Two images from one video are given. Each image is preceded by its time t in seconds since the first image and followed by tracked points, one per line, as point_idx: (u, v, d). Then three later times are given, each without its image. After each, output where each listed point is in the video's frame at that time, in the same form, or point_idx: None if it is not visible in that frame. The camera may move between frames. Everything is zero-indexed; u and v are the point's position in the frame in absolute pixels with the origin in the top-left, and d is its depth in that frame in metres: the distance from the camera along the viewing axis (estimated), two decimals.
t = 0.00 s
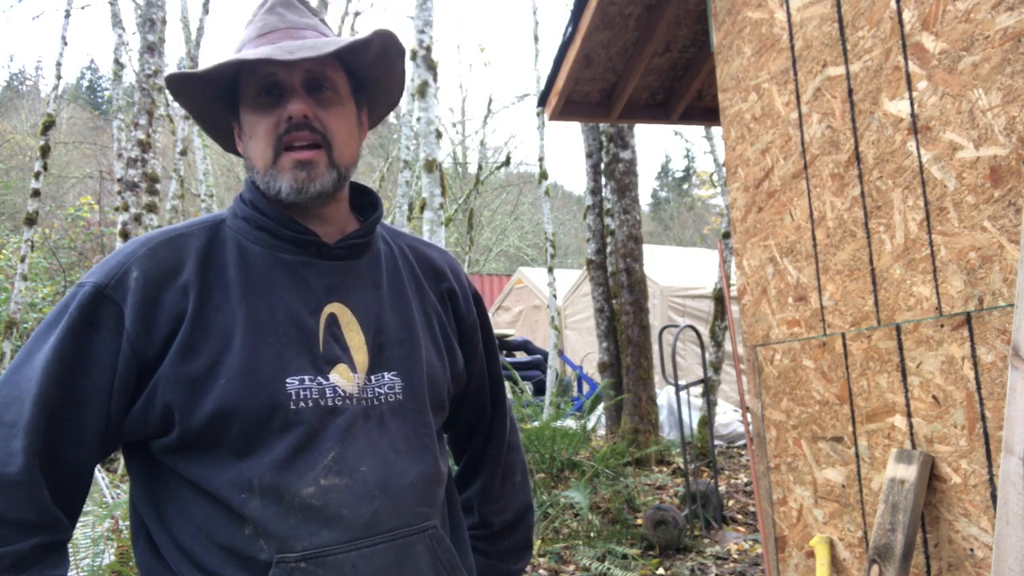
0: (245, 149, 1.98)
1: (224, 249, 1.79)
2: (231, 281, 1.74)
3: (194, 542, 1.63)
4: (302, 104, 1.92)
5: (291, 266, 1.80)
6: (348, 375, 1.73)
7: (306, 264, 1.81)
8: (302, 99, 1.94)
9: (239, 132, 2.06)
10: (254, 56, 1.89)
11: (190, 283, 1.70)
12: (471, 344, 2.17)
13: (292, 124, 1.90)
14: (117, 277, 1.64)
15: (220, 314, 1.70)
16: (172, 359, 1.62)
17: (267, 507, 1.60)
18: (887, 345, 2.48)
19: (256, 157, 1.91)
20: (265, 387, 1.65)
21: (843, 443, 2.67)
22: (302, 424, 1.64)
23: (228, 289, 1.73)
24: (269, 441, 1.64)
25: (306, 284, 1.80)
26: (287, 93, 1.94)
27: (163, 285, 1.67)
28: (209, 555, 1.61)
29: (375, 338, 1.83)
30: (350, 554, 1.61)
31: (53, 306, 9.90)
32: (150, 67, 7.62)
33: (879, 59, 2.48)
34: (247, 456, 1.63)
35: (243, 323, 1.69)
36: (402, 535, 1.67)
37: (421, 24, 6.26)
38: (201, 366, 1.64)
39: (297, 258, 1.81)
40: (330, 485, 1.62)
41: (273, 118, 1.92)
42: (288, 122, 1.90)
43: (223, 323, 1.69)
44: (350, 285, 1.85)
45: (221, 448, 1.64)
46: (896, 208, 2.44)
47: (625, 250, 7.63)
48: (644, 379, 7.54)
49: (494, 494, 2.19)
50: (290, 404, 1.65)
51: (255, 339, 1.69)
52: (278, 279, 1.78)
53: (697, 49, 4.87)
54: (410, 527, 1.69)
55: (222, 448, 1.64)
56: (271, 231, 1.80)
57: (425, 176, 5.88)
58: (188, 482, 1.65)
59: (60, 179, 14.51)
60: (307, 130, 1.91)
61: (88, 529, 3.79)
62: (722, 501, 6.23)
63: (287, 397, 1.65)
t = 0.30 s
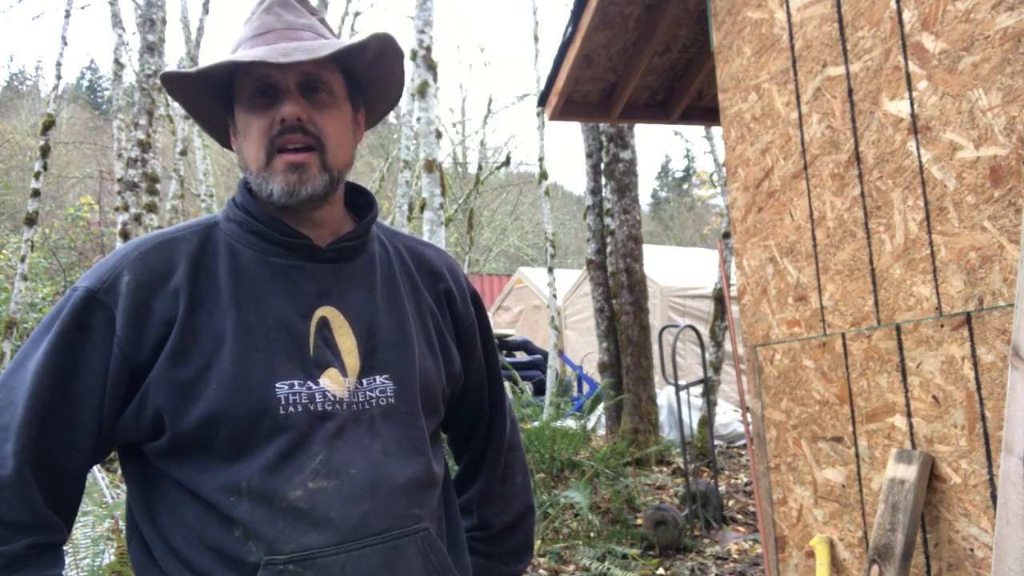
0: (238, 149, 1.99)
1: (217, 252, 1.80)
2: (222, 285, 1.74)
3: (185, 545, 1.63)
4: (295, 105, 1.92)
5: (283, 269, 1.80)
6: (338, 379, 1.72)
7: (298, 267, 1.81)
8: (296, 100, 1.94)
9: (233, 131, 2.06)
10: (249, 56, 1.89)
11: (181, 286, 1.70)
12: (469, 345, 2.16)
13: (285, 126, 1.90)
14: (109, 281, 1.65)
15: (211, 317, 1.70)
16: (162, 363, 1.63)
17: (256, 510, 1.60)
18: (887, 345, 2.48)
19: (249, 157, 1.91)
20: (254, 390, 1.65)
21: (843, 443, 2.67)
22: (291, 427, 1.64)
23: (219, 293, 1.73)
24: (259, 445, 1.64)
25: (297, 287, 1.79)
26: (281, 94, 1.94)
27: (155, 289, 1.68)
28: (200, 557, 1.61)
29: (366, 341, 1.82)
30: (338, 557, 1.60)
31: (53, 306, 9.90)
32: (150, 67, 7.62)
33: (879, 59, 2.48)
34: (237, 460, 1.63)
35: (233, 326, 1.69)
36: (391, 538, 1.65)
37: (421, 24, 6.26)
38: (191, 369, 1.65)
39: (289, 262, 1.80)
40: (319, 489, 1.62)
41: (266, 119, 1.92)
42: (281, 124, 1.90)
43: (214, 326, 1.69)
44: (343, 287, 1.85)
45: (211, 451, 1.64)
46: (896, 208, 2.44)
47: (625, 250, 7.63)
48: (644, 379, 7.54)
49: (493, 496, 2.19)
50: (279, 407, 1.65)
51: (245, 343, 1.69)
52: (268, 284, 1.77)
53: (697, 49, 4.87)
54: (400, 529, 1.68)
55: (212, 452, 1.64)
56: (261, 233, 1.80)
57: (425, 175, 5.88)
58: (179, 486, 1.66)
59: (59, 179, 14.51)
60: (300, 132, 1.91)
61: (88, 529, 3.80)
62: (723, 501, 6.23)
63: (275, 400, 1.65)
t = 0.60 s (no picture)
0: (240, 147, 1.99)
1: (217, 247, 1.80)
2: (223, 279, 1.74)
3: (185, 543, 1.63)
4: (297, 105, 1.92)
5: (283, 262, 1.80)
6: (339, 371, 1.72)
7: (297, 261, 1.81)
8: (298, 100, 1.93)
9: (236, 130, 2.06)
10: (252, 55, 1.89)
11: (181, 280, 1.70)
12: (473, 341, 2.16)
13: (287, 125, 1.90)
14: (110, 276, 1.65)
15: (212, 311, 1.70)
16: (162, 356, 1.63)
17: (255, 507, 1.60)
18: (887, 345, 2.48)
19: (250, 156, 1.91)
20: (253, 383, 1.64)
21: (843, 444, 2.67)
22: (290, 422, 1.64)
23: (220, 287, 1.73)
24: (258, 439, 1.64)
25: (297, 281, 1.80)
26: (283, 94, 1.94)
27: (156, 283, 1.68)
28: (200, 556, 1.61)
29: (368, 335, 1.82)
30: (338, 554, 1.60)
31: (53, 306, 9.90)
32: (150, 66, 7.62)
33: (879, 59, 2.48)
34: (235, 455, 1.63)
35: (233, 320, 1.69)
36: (391, 536, 1.65)
37: (421, 24, 6.27)
38: (191, 362, 1.65)
39: (292, 255, 1.81)
40: (319, 485, 1.62)
41: (268, 118, 1.92)
42: (283, 123, 1.90)
43: (214, 320, 1.69)
44: (343, 282, 1.85)
45: (211, 446, 1.64)
46: (896, 208, 2.44)
47: (625, 250, 7.63)
48: (644, 379, 7.54)
49: (499, 494, 2.19)
50: (278, 401, 1.65)
51: (245, 336, 1.68)
52: (268, 278, 1.78)
53: (697, 49, 4.87)
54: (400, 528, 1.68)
55: (211, 447, 1.64)
56: (262, 227, 1.81)
57: (425, 175, 5.88)
58: (179, 482, 1.66)
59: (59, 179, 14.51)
60: (301, 131, 1.91)
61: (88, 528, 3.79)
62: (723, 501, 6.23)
63: (274, 394, 1.65)
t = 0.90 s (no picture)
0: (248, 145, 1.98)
1: (222, 238, 1.80)
2: (227, 269, 1.74)
3: (193, 536, 1.63)
4: (309, 104, 1.92)
5: (288, 252, 1.80)
6: (343, 360, 1.72)
7: (301, 251, 1.81)
8: (309, 98, 1.93)
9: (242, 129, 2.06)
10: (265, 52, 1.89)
11: (185, 270, 1.70)
12: (478, 333, 2.17)
13: (298, 123, 1.89)
14: (114, 266, 1.65)
15: (216, 300, 1.70)
16: (166, 345, 1.63)
17: (259, 497, 1.59)
18: (887, 345, 2.48)
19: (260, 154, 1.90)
20: (256, 370, 1.64)
21: (843, 443, 2.67)
22: (295, 410, 1.64)
23: (224, 277, 1.73)
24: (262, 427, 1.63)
25: (302, 271, 1.80)
26: (294, 92, 1.94)
27: (160, 273, 1.68)
28: (206, 549, 1.61)
29: (373, 324, 1.82)
30: (345, 544, 1.60)
31: (53, 306, 9.90)
32: (150, 67, 7.63)
33: (879, 59, 2.48)
34: (238, 444, 1.62)
35: (237, 308, 1.69)
36: (399, 525, 1.66)
37: (421, 24, 6.27)
38: (195, 350, 1.64)
39: (298, 245, 1.81)
40: (325, 474, 1.62)
41: (279, 116, 1.91)
42: (294, 120, 1.89)
43: (219, 309, 1.69)
44: (347, 272, 1.85)
45: (215, 436, 1.63)
46: (896, 208, 2.44)
47: (625, 250, 7.64)
48: (644, 379, 7.54)
49: (506, 490, 2.18)
50: (282, 388, 1.64)
51: (250, 324, 1.68)
52: (273, 266, 1.78)
53: (697, 49, 4.88)
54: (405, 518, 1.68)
55: (216, 436, 1.63)
56: (266, 218, 1.81)
57: (425, 176, 5.88)
58: (185, 475, 1.66)
59: (59, 179, 14.51)
60: (312, 129, 1.90)
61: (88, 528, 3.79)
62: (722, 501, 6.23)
63: (279, 381, 1.65)
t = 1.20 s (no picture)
0: (258, 137, 1.95)
1: (224, 233, 1.80)
2: (230, 263, 1.73)
3: (197, 532, 1.63)
4: (340, 102, 1.92)
5: (291, 246, 1.80)
6: (348, 352, 1.72)
7: (305, 244, 1.81)
8: (337, 97, 1.94)
9: (245, 119, 2.01)
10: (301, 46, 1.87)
11: (187, 265, 1.69)
12: (479, 328, 2.16)
13: (329, 119, 1.89)
14: (116, 261, 1.65)
15: (219, 293, 1.70)
16: (169, 338, 1.63)
17: (264, 489, 1.59)
18: (887, 345, 2.48)
19: (280, 147, 1.89)
20: (260, 363, 1.64)
21: (843, 443, 2.67)
22: (299, 402, 1.64)
23: (227, 270, 1.73)
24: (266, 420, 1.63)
25: (305, 264, 1.79)
26: (321, 89, 1.94)
27: (163, 268, 1.68)
28: (211, 546, 1.61)
29: (376, 317, 1.82)
30: (351, 535, 1.60)
31: (53, 305, 9.90)
32: (150, 67, 7.63)
33: (879, 59, 2.48)
34: (242, 437, 1.62)
35: (241, 301, 1.68)
36: (404, 517, 1.66)
37: (421, 24, 6.27)
38: (198, 343, 1.64)
39: (301, 239, 1.81)
40: (330, 466, 1.62)
41: (306, 111, 1.90)
42: (325, 117, 1.90)
43: (222, 302, 1.69)
44: (351, 266, 1.85)
45: (219, 429, 1.63)
46: (896, 208, 2.44)
47: (625, 250, 7.63)
48: (644, 379, 7.54)
49: (509, 487, 2.18)
50: (287, 381, 1.64)
51: (253, 317, 1.68)
52: (276, 258, 1.77)
53: (697, 49, 4.88)
54: (410, 509, 1.68)
55: (220, 430, 1.63)
56: (268, 213, 1.81)
57: (425, 176, 5.88)
58: (189, 471, 1.66)
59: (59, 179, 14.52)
60: (341, 128, 1.91)
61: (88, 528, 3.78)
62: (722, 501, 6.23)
63: (283, 373, 1.64)
